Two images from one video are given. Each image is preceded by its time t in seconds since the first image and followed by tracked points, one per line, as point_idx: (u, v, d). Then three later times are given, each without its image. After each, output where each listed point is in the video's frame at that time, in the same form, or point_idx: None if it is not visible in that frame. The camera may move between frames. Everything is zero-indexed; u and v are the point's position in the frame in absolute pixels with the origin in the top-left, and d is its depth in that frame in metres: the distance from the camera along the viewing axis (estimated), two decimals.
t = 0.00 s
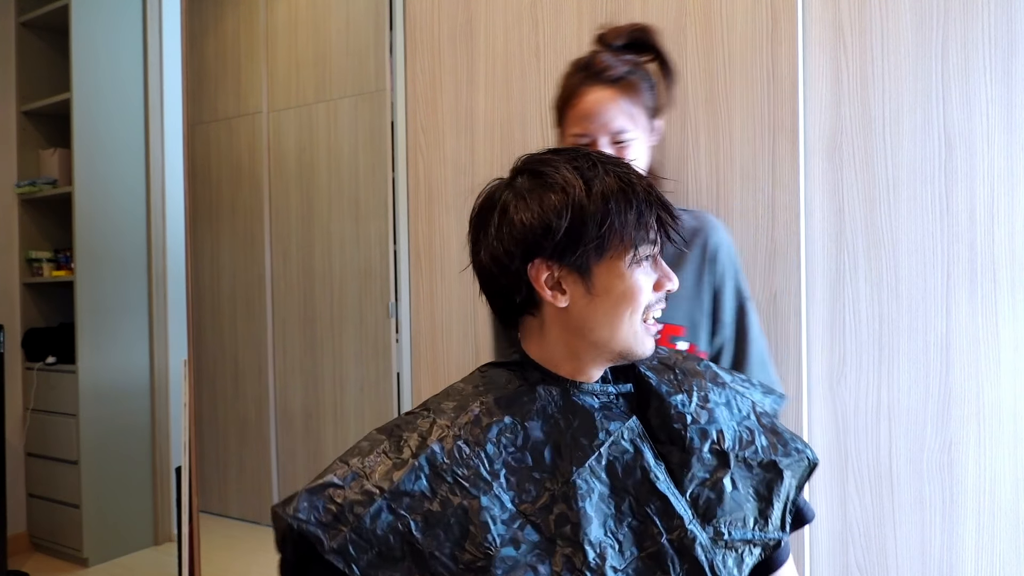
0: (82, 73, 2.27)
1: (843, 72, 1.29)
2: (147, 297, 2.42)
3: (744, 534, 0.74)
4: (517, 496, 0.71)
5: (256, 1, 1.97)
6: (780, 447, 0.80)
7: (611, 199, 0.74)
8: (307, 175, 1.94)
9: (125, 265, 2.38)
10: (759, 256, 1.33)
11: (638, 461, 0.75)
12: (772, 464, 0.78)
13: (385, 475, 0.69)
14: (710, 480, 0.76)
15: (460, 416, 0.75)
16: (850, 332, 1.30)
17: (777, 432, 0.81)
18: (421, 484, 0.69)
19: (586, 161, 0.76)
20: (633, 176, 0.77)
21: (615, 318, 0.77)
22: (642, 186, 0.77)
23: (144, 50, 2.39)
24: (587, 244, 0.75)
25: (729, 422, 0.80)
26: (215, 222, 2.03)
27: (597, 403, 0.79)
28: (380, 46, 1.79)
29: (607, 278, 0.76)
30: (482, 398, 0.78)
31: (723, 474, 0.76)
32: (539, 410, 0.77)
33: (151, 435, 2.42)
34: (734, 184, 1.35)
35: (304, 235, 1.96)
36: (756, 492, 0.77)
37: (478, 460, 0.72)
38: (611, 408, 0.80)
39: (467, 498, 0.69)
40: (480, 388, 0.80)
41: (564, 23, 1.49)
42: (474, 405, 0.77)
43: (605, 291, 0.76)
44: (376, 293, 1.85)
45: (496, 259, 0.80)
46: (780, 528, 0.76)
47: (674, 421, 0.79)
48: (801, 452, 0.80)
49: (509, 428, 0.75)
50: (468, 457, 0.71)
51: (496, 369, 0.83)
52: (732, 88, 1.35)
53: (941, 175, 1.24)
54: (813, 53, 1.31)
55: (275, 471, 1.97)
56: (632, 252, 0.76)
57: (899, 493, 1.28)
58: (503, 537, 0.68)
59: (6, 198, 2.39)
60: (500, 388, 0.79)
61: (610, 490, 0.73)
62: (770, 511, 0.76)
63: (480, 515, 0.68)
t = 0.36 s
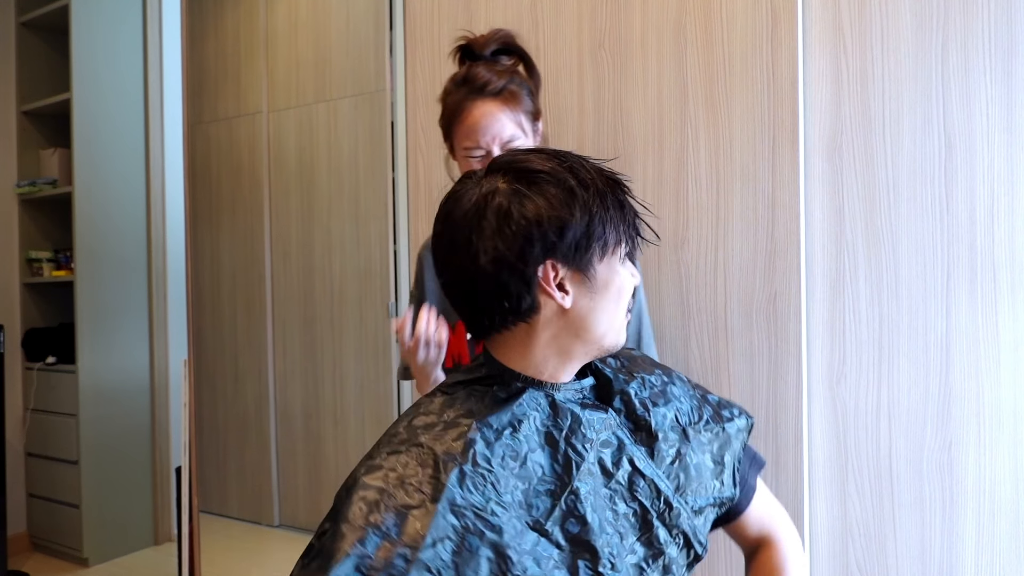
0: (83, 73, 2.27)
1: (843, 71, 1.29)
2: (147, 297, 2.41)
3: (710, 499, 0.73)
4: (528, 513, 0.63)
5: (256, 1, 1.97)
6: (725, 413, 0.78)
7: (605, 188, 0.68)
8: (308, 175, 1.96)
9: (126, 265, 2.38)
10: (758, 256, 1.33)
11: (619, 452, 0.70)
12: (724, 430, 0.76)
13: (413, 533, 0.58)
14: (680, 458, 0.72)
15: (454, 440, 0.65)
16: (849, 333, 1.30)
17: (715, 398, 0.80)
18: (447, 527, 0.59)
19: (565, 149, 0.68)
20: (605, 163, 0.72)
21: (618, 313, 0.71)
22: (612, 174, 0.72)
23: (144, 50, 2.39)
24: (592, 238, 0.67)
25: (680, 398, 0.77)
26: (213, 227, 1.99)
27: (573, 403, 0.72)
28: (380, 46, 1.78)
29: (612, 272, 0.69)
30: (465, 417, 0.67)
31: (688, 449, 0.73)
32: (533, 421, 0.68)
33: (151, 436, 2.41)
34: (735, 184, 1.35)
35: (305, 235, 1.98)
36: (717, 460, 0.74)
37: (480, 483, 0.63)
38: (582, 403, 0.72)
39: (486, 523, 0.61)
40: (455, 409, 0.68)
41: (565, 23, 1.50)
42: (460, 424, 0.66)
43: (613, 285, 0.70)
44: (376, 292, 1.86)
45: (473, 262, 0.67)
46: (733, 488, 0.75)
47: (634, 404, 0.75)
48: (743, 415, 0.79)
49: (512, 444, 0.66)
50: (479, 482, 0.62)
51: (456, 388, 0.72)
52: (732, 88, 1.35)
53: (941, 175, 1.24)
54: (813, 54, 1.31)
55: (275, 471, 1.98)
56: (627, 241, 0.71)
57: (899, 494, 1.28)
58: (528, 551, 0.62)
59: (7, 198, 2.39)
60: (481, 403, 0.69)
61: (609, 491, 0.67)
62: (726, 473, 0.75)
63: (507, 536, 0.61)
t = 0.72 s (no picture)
0: (82, 73, 2.27)
1: (843, 71, 1.29)
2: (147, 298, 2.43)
3: (743, 529, 0.65)
4: (493, 508, 0.61)
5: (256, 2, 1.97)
6: (783, 446, 0.69)
7: (548, 180, 0.70)
8: (307, 176, 1.96)
9: (125, 264, 2.38)
10: (759, 255, 1.33)
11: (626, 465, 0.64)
12: (772, 464, 0.68)
13: (356, 484, 0.59)
14: (713, 485, 0.65)
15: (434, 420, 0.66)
16: (849, 333, 1.30)
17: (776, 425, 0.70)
18: (397, 492, 0.59)
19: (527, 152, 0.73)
20: (573, 159, 0.72)
21: (558, 306, 0.66)
22: (587, 168, 0.72)
23: (144, 50, 2.39)
24: (521, 229, 0.69)
25: (730, 420, 0.68)
26: (213, 227, 2.00)
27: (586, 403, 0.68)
28: (380, 45, 1.78)
29: (541, 261, 0.67)
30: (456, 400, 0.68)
31: (726, 478, 0.65)
32: (522, 413, 0.68)
33: (151, 435, 2.42)
34: (735, 183, 1.35)
35: (304, 235, 1.98)
36: (756, 495, 0.66)
37: (458, 468, 0.62)
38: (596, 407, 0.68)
39: (444, 506, 0.60)
40: (452, 392, 0.69)
41: (564, 23, 1.50)
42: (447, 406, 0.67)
43: (542, 275, 0.67)
44: (376, 293, 1.86)
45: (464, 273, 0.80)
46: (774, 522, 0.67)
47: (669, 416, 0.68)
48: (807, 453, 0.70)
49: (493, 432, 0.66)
50: (445, 462, 0.62)
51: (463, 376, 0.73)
52: (732, 88, 1.35)
53: (941, 175, 1.24)
54: (813, 53, 1.31)
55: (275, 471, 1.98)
56: (564, 228, 0.68)
57: (900, 493, 1.28)
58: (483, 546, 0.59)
59: (6, 198, 2.39)
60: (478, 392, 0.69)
61: (593, 497, 0.63)
62: (768, 508, 0.66)
63: (459, 524, 0.59)
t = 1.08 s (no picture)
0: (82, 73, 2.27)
1: (843, 72, 1.29)
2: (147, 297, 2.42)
3: None
4: (469, 492, 0.69)
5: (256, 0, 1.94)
6: (802, 504, 0.67)
7: (539, 185, 0.72)
8: (307, 177, 1.96)
9: (125, 264, 2.38)
10: (759, 254, 1.33)
11: (610, 484, 0.68)
12: (781, 521, 0.66)
13: (357, 448, 0.70)
14: (703, 525, 0.67)
15: (435, 405, 0.75)
16: (850, 333, 1.30)
17: (799, 480, 0.68)
18: (387, 463, 0.69)
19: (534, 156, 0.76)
20: (573, 164, 0.73)
21: (534, 310, 0.70)
22: (585, 173, 0.73)
23: (144, 49, 2.38)
24: (511, 232, 0.73)
25: (741, 465, 0.69)
26: (213, 227, 1.98)
27: (588, 411, 0.73)
28: (380, 47, 1.80)
29: (521, 265, 0.70)
30: (461, 389, 0.77)
31: (722, 521, 0.66)
32: (512, 408, 0.74)
33: (151, 435, 2.42)
34: (735, 183, 1.35)
35: (304, 236, 1.97)
36: (755, 548, 0.66)
37: (446, 449, 0.71)
38: (596, 421, 0.72)
39: (428, 484, 0.69)
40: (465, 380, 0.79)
41: (564, 23, 1.50)
42: (451, 395, 0.76)
43: (521, 279, 0.70)
44: (376, 293, 1.90)
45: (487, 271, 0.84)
46: None
47: (674, 448, 0.70)
48: (834, 519, 0.66)
49: (485, 421, 0.73)
50: (435, 445, 0.71)
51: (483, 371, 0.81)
52: (732, 88, 1.35)
53: (941, 175, 1.24)
54: (813, 53, 1.31)
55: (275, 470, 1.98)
56: (545, 234, 0.70)
57: (900, 493, 1.28)
58: (454, 527, 0.67)
59: (6, 198, 2.39)
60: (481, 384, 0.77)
61: (569, 499, 0.68)
62: (770, 568, 0.65)
63: (437, 503, 0.68)
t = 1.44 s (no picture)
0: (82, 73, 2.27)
1: (843, 71, 1.29)
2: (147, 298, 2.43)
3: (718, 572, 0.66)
4: (454, 495, 0.69)
5: None
6: (784, 493, 0.68)
7: (514, 188, 0.71)
8: (307, 177, 1.97)
9: (125, 265, 2.38)
10: (758, 255, 1.33)
11: (595, 483, 0.69)
12: (764, 512, 0.67)
13: (341, 455, 0.70)
14: (687, 518, 0.68)
15: (418, 409, 0.75)
16: (850, 332, 1.30)
17: (781, 469, 0.69)
18: (371, 469, 0.68)
19: (508, 157, 0.75)
20: (547, 165, 0.73)
21: (513, 313, 0.69)
22: (560, 174, 0.72)
23: (144, 50, 2.39)
24: (487, 236, 0.72)
25: (723, 458, 0.70)
26: (213, 227, 1.97)
27: (573, 409, 0.73)
28: (380, 46, 1.79)
29: (499, 269, 0.70)
30: (445, 393, 0.76)
31: (706, 514, 0.67)
32: (497, 411, 0.74)
33: (151, 435, 2.42)
34: (735, 183, 1.35)
35: (304, 235, 1.98)
36: (739, 539, 0.67)
37: (430, 453, 0.71)
38: (580, 420, 0.73)
39: (413, 488, 0.69)
40: (448, 384, 0.79)
41: (564, 23, 1.50)
42: (435, 399, 0.76)
43: (499, 283, 0.70)
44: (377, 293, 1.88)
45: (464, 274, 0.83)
46: None
47: (656, 444, 0.71)
48: (817, 508, 0.67)
49: (468, 424, 0.73)
50: (420, 449, 0.71)
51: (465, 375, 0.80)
52: (732, 87, 1.35)
53: (941, 175, 1.24)
54: (813, 53, 1.31)
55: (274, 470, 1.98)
56: (522, 237, 0.70)
57: (899, 494, 1.27)
58: (440, 530, 0.67)
59: (7, 198, 2.39)
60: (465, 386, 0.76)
61: (554, 498, 0.69)
62: (753, 557, 0.66)
63: (422, 507, 0.68)
